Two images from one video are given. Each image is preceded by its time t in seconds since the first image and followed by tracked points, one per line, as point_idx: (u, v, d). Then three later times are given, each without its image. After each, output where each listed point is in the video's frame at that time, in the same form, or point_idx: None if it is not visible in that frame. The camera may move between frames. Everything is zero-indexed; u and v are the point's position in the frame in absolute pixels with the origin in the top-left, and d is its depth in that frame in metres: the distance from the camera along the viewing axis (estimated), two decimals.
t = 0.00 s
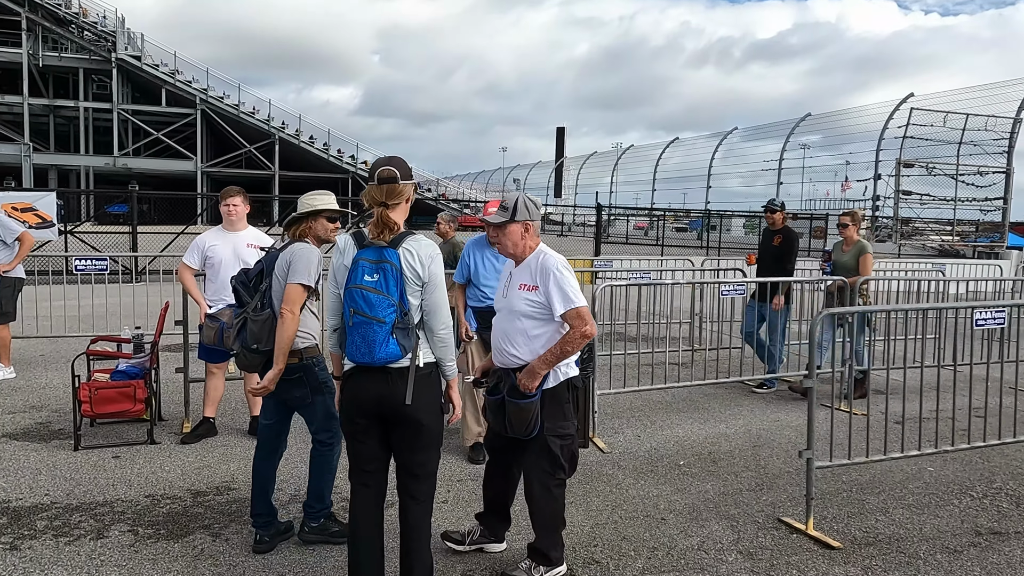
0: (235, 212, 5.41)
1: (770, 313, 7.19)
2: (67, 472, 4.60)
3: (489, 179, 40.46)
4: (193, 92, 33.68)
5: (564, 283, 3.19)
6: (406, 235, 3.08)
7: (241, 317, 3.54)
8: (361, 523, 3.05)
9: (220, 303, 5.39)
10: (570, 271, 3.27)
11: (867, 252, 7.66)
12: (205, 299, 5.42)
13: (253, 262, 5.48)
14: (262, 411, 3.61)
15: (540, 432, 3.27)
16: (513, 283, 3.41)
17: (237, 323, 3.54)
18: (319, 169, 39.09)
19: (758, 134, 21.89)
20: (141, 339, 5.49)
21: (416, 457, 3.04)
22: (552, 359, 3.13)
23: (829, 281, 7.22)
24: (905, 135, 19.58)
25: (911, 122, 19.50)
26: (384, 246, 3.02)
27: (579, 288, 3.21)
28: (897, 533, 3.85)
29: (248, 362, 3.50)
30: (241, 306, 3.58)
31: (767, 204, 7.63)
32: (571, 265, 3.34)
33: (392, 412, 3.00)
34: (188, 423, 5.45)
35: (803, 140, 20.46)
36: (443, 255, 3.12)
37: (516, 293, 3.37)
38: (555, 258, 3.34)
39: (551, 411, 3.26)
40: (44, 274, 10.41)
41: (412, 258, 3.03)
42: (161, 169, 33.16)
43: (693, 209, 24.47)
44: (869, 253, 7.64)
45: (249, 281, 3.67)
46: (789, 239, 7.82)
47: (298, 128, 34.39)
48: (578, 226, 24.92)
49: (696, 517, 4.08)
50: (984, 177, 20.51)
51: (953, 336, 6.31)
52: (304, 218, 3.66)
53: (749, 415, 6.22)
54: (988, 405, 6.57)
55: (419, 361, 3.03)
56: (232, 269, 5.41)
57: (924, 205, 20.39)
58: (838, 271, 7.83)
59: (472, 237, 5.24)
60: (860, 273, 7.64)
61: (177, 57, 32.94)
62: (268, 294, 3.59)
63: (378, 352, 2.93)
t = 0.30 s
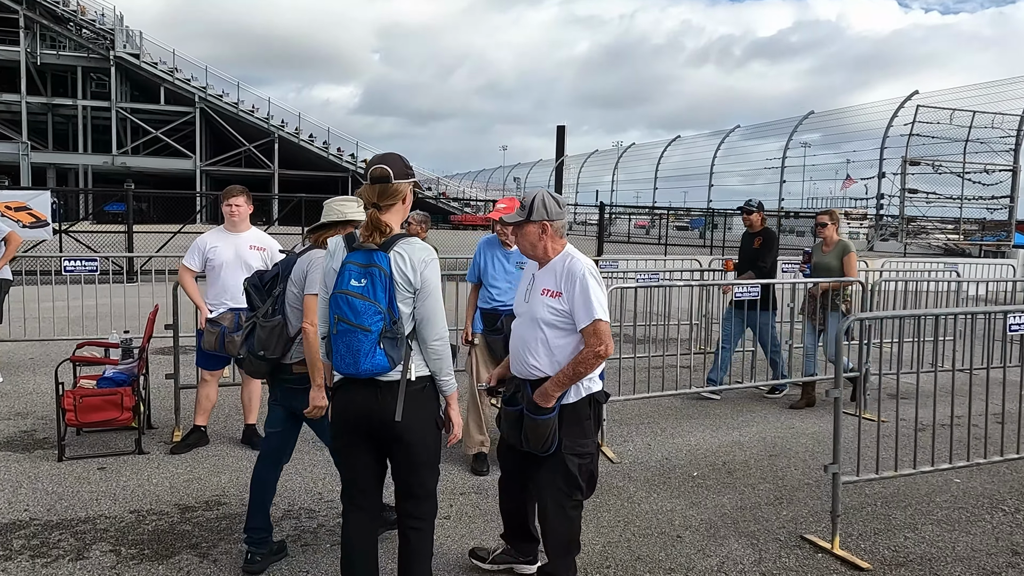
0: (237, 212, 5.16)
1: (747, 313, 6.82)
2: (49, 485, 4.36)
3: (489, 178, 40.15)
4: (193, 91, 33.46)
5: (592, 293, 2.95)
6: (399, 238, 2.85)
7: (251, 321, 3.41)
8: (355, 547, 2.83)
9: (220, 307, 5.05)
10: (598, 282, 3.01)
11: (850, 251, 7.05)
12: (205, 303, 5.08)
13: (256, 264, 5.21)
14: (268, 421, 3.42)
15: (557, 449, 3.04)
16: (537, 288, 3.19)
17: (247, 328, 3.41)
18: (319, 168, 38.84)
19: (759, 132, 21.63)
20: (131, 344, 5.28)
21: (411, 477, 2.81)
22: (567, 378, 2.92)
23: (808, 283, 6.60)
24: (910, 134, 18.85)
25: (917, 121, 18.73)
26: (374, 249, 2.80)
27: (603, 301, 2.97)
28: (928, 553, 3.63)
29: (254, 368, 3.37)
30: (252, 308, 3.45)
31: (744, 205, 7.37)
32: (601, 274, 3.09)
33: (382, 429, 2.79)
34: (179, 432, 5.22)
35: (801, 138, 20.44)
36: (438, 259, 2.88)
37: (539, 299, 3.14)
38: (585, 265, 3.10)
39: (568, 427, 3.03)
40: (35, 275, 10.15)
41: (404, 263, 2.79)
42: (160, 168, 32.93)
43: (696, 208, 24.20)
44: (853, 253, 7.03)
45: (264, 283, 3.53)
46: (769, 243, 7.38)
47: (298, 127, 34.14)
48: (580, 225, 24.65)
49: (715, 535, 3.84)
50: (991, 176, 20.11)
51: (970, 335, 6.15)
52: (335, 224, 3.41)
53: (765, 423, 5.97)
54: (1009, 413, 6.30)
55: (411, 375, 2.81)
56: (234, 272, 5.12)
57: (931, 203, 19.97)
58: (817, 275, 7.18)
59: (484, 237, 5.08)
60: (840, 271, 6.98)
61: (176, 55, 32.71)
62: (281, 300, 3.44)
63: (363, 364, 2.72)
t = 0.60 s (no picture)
0: (238, 209, 4.78)
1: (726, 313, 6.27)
2: (29, 496, 4.11)
3: (487, 176, 39.82)
4: (189, 88, 33.13)
5: (606, 288, 2.72)
6: (404, 233, 2.62)
7: (305, 322, 3.13)
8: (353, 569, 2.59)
9: (219, 307, 4.70)
10: (614, 277, 2.77)
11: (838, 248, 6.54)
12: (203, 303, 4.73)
13: (258, 265, 4.77)
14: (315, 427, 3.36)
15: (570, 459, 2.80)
16: (551, 283, 2.97)
17: (301, 329, 3.13)
18: (317, 166, 38.52)
19: (755, 131, 21.07)
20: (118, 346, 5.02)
21: (416, 489, 2.61)
22: (576, 381, 2.70)
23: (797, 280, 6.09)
24: (915, 130, 18.15)
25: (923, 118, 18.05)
26: (376, 245, 2.57)
27: (617, 299, 2.72)
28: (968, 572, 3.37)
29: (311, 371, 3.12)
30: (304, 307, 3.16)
31: (718, 195, 6.58)
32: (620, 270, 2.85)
33: (381, 441, 2.56)
34: (168, 438, 4.97)
35: (798, 138, 19.78)
36: (444, 255, 2.64)
37: (553, 295, 2.91)
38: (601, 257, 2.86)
39: (584, 435, 2.80)
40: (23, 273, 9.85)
41: (406, 259, 2.56)
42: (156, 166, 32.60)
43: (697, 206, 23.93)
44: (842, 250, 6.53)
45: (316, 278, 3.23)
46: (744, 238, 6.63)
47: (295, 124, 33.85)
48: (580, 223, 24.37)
49: (738, 553, 3.58)
50: (994, 174, 19.61)
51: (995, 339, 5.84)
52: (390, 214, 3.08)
53: (781, 429, 5.71)
54: None
55: (412, 381, 2.57)
56: (233, 271, 4.71)
57: (934, 200, 19.49)
58: (803, 275, 6.67)
59: (496, 234, 4.83)
60: (830, 273, 6.46)
61: (172, 51, 32.37)
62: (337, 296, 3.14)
63: (359, 366, 2.47)
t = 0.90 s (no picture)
0: (230, 206, 4.53)
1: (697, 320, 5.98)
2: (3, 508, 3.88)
3: (484, 173, 39.54)
4: (183, 84, 32.81)
5: (616, 278, 2.51)
6: (423, 236, 2.41)
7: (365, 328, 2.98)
8: None
9: (204, 307, 4.48)
10: (623, 266, 2.58)
11: (818, 247, 6.28)
12: (189, 302, 4.50)
13: (248, 264, 4.54)
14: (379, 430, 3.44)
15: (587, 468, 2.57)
16: (557, 281, 2.76)
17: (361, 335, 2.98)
18: (312, 163, 38.20)
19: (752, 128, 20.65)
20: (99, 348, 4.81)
21: (429, 496, 2.41)
22: (594, 379, 2.49)
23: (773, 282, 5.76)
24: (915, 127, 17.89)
25: (923, 114, 17.80)
26: (394, 247, 2.35)
27: (629, 288, 2.52)
28: None
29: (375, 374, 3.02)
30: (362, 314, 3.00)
31: (690, 195, 6.34)
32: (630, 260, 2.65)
33: (393, 452, 2.35)
34: (152, 444, 4.74)
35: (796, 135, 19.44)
36: (464, 256, 2.43)
37: (560, 292, 2.70)
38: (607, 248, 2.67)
39: (602, 443, 2.57)
40: (5, 271, 9.57)
41: (425, 262, 2.36)
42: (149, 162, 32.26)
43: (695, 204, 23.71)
44: (821, 250, 6.27)
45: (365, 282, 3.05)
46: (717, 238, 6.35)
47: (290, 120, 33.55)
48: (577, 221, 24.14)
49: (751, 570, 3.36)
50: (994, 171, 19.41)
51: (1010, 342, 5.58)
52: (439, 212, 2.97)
53: (788, 434, 5.50)
54: None
55: (429, 388, 2.37)
56: (222, 271, 4.48)
57: (935, 197, 19.25)
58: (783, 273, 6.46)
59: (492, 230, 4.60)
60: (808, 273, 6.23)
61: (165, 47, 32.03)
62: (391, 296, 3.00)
63: (374, 372, 2.27)
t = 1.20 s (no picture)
0: (204, 196, 4.26)
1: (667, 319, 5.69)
2: None
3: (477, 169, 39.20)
4: (172, 79, 32.38)
5: (633, 277, 2.27)
6: (439, 225, 2.28)
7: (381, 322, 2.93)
8: None
9: (175, 304, 4.22)
10: (638, 264, 2.34)
11: (791, 240, 5.98)
12: (160, 299, 4.25)
13: (223, 260, 4.27)
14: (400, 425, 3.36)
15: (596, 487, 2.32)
16: (561, 278, 2.50)
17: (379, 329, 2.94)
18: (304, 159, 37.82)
19: (747, 124, 20.38)
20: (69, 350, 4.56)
21: (434, 496, 2.28)
22: (607, 387, 2.24)
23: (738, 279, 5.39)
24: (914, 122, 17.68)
25: (921, 109, 17.62)
26: (406, 238, 2.24)
27: (646, 288, 2.28)
28: None
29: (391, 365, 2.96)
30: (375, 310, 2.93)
31: (662, 181, 6.14)
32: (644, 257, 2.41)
33: (403, 443, 2.26)
34: (126, 451, 4.47)
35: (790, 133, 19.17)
36: (481, 247, 2.29)
37: (564, 292, 2.44)
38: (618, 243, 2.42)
39: (613, 459, 2.32)
40: None
41: (438, 253, 2.23)
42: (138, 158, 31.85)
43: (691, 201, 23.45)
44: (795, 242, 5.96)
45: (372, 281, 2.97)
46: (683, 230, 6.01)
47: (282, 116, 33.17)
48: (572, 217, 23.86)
49: None
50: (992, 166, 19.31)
51: None
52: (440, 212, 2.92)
53: (794, 437, 5.26)
54: None
55: (441, 380, 2.27)
56: (195, 266, 4.22)
57: (932, 193, 19.09)
58: (757, 269, 6.15)
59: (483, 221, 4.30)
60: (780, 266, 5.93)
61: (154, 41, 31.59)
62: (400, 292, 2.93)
63: (382, 365, 2.17)
